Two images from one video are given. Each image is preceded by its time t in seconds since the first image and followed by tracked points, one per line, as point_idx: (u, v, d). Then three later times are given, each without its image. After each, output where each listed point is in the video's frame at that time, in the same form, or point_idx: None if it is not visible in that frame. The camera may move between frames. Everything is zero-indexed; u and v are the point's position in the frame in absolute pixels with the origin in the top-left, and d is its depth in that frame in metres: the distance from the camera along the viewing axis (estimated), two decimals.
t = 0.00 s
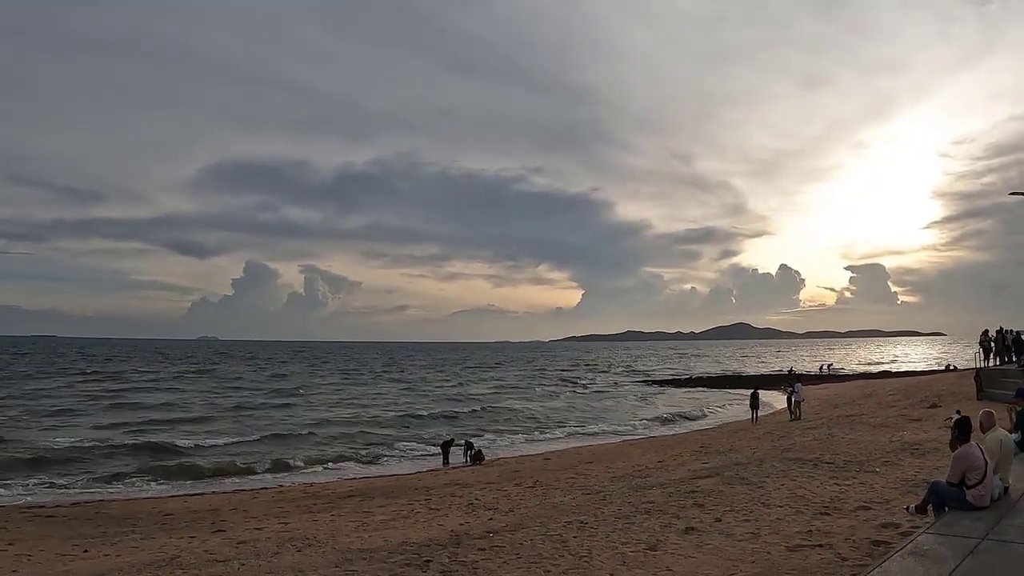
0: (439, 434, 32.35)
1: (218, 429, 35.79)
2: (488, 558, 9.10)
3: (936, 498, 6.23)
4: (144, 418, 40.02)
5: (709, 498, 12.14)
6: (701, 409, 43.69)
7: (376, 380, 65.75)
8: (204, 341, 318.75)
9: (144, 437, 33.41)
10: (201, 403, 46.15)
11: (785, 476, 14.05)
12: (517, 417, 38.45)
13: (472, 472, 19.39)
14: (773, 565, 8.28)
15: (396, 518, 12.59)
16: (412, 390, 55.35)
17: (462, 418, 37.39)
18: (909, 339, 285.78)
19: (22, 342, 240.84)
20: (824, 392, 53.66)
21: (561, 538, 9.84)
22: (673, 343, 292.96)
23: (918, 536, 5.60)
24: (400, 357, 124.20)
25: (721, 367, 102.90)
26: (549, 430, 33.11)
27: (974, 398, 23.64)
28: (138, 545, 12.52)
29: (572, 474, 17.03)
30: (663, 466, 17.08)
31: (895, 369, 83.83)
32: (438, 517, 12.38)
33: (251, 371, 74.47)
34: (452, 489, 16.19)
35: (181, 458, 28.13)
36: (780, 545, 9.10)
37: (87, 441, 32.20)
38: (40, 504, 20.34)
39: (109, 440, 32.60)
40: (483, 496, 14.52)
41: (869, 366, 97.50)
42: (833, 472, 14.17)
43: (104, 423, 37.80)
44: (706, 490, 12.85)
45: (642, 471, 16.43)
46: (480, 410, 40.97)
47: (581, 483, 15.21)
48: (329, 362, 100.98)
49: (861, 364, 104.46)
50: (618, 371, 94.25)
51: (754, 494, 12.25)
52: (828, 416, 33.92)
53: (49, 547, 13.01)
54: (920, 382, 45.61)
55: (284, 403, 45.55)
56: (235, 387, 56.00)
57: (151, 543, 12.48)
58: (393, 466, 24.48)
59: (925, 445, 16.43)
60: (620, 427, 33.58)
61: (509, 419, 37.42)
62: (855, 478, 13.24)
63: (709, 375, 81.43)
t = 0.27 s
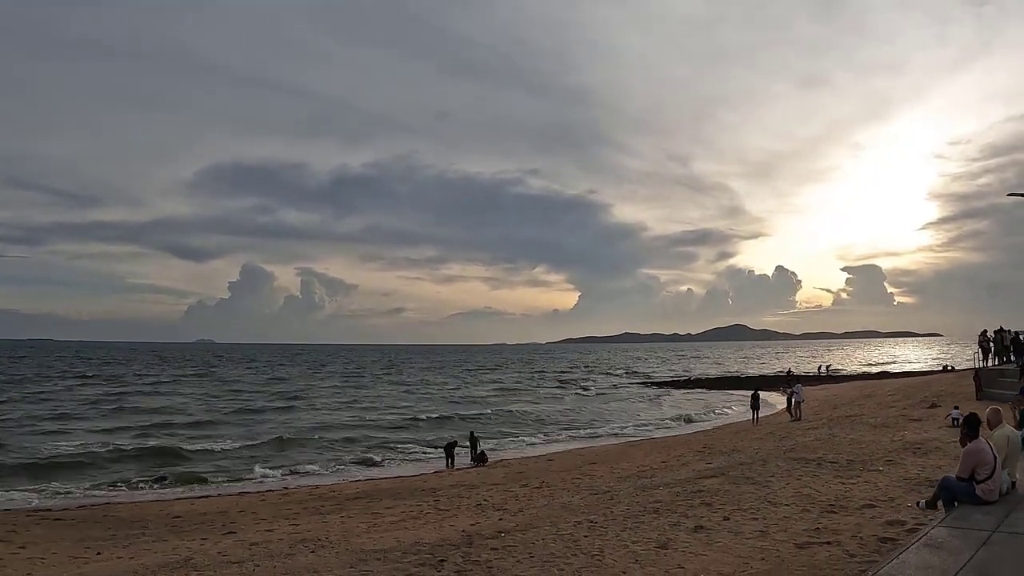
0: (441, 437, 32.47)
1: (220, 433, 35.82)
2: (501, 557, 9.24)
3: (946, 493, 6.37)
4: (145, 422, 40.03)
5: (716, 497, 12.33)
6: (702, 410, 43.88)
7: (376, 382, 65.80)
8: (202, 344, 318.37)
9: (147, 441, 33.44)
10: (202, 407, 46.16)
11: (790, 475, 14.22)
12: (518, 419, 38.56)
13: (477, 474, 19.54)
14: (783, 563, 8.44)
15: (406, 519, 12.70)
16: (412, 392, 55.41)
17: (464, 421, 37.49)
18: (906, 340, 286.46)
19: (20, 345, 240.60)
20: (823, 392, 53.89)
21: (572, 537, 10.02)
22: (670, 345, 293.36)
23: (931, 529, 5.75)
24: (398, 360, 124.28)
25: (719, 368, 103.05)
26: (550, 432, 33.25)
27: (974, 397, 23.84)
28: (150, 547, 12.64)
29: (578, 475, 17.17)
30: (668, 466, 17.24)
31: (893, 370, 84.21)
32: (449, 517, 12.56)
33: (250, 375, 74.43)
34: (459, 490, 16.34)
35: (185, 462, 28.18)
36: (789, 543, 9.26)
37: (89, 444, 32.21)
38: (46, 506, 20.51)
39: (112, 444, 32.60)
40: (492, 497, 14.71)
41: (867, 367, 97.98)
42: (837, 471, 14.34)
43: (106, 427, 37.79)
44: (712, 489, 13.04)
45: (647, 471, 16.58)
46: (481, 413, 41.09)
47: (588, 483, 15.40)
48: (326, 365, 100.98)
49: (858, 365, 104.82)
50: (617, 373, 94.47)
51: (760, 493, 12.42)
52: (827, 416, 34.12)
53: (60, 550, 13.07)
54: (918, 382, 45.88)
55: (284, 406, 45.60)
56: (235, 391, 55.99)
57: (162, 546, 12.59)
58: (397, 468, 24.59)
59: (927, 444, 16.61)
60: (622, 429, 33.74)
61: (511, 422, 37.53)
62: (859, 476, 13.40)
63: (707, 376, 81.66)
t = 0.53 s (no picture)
0: (444, 438, 32.60)
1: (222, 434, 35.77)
2: (514, 557, 9.37)
3: (956, 492, 6.45)
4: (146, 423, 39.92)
5: (723, 496, 12.49)
6: (702, 411, 44.09)
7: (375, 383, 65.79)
8: (200, 345, 318.23)
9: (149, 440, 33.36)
10: (203, 409, 46.09)
11: (795, 475, 14.35)
12: (520, 419, 38.68)
13: (482, 474, 19.66)
14: (792, 561, 8.60)
15: (417, 520, 12.72)
16: (412, 393, 55.46)
17: (465, 422, 37.63)
18: (903, 340, 287.14)
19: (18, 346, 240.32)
20: (823, 392, 54.15)
21: (583, 537, 10.19)
22: (668, 346, 293.65)
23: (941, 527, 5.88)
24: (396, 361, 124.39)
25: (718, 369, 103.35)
26: (552, 433, 33.35)
27: (973, 397, 24.05)
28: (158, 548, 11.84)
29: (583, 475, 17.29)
30: (672, 467, 17.39)
31: (890, 371, 84.62)
32: (459, 517, 12.67)
33: (249, 375, 74.28)
34: (466, 491, 16.45)
35: (189, 463, 28.21)
36: (798, 542, 9.41)
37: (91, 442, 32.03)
38: (50, 507, 19.62)
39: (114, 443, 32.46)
40: (500, 497, 14.86)
41: (866, 367, 98.34)
42: (841, 471, 14.48)
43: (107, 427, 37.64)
44: (718, 489, 13.19)
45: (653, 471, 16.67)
46: (482, 413, 41.17)
47: (594, 484, 15.56)
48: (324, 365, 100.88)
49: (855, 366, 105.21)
50: (617, 373, 94.71)
51: (766, 493, 12.57)
52: (827, 417, 34.33)
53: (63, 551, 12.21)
54: (916, 383, 46.12)
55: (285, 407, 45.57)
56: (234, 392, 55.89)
57: (170, 547, 11.82)
58: (402, 469, 24.69)
59: (929, 444, 16.79)
60: (623, 429, 33.88)
61: (513, 422, 37.66)
62: (864, 476, 13.57)
63: (705, 377, 81.87)
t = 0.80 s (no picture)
0: (446, 439, 32.74)
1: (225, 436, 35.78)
2: (524, 556, 9.50)
3: (961, 490, 6.61)
4: (148, 424, 39.95)
5: (728, 496, 12.65)
6: (702, 412, 44.29)
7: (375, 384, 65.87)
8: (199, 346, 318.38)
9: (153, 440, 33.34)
10: (204, 410, 46.09)
11: (799, 475, 14.52)
12: (522, 420, 38.81)
13: (487, 475, 19.77)
14: (798, 560, 8.75)
15: (425, 520, 12.73)
16: (412, 394, 55.52)
17: (467, 423, 37.79)
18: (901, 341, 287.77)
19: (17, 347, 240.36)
20: (822, 393, 54.40)
21: (592, 537, 10.34)
22: (666, 347, 294.02)
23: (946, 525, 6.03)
24: (396, 363, 124.68)
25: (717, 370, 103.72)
26: (554, 433, 33.54)
27: (972, 398, 24.26)
28: (171, 549, 11.29)
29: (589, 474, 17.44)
30: (676, 467, 17.53)
31: (888, 371, 85.07)
32: (468, 517, 12.77)
33: (248, 376, 74.27)
34: (472, 491, 16.59)
35: (192, 463, 28.21)
36: (803, 541, 9.56)
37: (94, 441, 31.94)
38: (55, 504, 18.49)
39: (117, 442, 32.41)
40: (506, 498, 15.01)
41: (864, 368, 98.73)
42: (843, 471, 14.68)
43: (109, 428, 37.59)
44: (723, 489, 13.33)
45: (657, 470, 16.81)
46: (484, 415, 41.30)
47: (599, 484, 15.70)
48: (323, 366, 100.89)
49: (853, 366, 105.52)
50: (616, 375, 94.99)
51: (771, 492, 12.72)
52: (827, 417, 34.59)
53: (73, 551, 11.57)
54: (914, 383, 46.44)
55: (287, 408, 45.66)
56: (235, 394, 55.89)
57: (181, 548, 11.28)
58: (406, 470, 24.79)
59: (929, 444, 16.97)
60: (625, 430, 34.06)
61: (514, 423, 37.80)
62: (867, 476, 13.74)
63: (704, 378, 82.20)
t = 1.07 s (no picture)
0: (448, 442, 32.87)
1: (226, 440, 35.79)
2: (533, 556, 9.66)
3: (963, 487, 6.80)
4: (149, 429, 39.92)
5: (731, 496, 12.84)
6: (701, 413, 44.51)
7: (375, 388, 65.82)
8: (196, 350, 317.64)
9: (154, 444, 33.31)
10: (205, 414, 46.09)
11: (800, 475, 14.72)
12: (522, 423, 38.95)
13: (490, 477, 19.89)
14: (802, 557, 8.93)
15: (431, 521, 12.80)
16: (412, 398, 55.56)
17: (468, 426, 37.92)
18: (898, 343, 288.35)
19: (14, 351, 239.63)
20: (821, 395, 54.64)
21: (598, 536, 10.52)
22: (664, 349, 294.26)
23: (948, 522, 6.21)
24: (394, 366, 124.78)
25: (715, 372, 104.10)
26: (555, 436, 33.69)
27: (970, 399, 24.49)
28: (184, 552, 11.11)
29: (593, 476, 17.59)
30: (678, 468, 17.70)
31: (885, 373, 85.35)
32: (474, 518, 12.92)
33: (247, 380, 74.18)
34: (477, 493, 16.74)
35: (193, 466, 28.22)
36: (806, 539, 9.75)
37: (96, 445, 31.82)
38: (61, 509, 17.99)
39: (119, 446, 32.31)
40: (511, 499, 15.19)
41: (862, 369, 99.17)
42: (844, 471, 14.89)
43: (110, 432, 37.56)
44: (726, 489, 13.51)
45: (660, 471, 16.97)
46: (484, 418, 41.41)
47: (603, 485, 15.86)
48: (322, 370, 100.78)
49: (851, 368, 105.77)
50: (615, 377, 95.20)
51: (773, 492, 12.90)
52: (827, 418, 34.77)
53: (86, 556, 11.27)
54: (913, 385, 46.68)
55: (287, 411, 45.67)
56: (235, 398, 55.85)
57: (192, 551, 11.08)
58: (408, 472, 24.90)
59: (929, 445, 17.17)
60: (625, 432, 34.19)
61: (516, 426, 37.93)
62: (867, 476, 13.95)
63: (703, 380, 82.35)
